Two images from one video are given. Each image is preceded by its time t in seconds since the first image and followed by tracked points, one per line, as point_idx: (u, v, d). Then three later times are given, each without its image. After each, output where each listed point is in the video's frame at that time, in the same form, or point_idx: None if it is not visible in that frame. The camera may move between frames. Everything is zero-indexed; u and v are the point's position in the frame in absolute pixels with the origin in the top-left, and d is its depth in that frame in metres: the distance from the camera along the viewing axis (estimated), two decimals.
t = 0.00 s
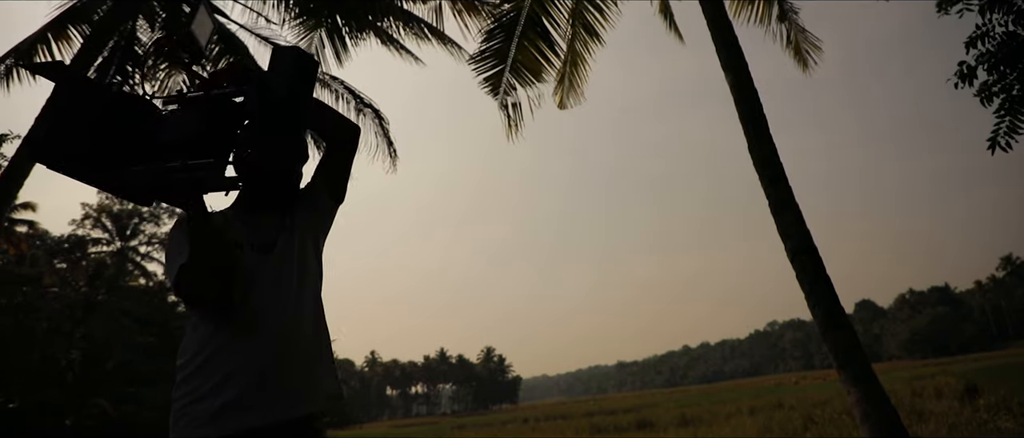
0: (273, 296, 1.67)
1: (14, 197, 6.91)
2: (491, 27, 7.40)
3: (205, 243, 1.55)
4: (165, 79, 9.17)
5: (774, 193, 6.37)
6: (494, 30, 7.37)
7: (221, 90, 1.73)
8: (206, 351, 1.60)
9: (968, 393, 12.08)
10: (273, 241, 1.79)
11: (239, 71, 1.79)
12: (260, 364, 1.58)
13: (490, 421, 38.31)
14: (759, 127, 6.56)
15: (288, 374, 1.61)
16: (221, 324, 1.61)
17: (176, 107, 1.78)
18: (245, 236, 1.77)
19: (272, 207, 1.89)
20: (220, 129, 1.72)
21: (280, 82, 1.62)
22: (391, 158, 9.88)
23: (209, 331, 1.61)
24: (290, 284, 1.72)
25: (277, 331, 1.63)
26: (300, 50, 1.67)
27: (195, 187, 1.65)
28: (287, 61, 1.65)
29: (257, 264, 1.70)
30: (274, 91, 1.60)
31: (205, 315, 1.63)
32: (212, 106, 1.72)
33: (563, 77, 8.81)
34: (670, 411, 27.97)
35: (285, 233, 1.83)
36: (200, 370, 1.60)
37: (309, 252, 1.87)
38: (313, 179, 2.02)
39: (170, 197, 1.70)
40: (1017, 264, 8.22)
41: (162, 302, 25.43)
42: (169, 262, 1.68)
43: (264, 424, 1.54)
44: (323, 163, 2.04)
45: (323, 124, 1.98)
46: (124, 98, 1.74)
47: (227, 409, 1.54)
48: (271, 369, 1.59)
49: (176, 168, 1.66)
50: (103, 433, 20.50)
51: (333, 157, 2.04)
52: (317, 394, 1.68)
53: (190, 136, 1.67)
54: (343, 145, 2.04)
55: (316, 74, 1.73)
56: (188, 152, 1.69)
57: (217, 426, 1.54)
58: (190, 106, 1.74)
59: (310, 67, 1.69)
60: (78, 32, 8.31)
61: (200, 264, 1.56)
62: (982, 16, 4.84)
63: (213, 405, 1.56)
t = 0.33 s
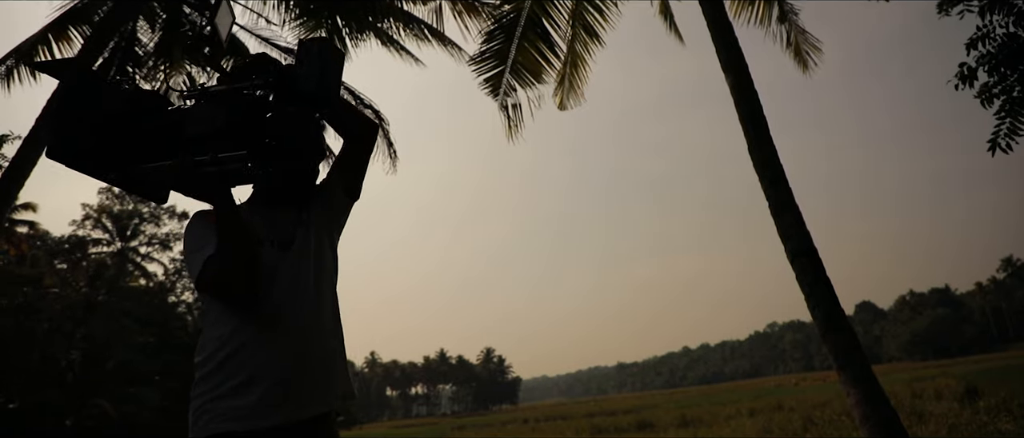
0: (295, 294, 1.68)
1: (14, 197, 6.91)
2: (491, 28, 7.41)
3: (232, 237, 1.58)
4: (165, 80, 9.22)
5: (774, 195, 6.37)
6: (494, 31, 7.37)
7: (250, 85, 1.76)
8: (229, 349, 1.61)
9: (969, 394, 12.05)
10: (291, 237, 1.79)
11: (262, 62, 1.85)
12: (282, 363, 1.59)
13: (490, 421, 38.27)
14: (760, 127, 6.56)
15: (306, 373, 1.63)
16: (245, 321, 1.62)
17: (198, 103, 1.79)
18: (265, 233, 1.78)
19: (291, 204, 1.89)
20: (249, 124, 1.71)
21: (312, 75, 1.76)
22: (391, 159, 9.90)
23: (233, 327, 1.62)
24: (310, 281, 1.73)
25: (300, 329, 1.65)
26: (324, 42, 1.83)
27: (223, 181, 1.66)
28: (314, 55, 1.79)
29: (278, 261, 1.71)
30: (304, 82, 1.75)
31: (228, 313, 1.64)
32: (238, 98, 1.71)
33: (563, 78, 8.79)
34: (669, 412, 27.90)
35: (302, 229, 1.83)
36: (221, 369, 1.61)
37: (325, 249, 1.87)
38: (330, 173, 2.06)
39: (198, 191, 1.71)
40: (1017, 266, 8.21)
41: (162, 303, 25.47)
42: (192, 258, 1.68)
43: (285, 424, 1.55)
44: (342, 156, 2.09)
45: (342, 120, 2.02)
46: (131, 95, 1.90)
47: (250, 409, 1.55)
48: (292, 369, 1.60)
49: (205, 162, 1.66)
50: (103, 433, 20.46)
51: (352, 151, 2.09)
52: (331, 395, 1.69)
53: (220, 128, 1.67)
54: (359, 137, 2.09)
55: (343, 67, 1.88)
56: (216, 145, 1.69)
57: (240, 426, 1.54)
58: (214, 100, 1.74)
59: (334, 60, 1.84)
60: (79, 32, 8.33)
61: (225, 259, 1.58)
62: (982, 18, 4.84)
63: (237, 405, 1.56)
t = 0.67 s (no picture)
0: (321, 290, 1.69)
1: (14, 200, 6.88)
2: (491, 29, 7.40)
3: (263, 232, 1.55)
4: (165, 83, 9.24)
5: (774, 194, 6.37)
6: (495, 31, 7.36)
7: (273, 73, 1.84)
8: (254, 344, 1.60)
9: (971, 395, 12.03)
10: (314, 233, 1.79)
11: (283, 54, 1.86)
12: (308, 360, 1.60)
13: (490, 422, 38.26)
14: (759, 127, 6.56)
15: (329, 371, 1.64)
16: (272, 316, 1.61)
17: (219, 98, 1.89)
18: (290, 227, 1.76)
19: (309, 202, 1.89)
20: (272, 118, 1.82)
21: (333, 62, 1.79)
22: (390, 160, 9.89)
23: (260, 321, 1.61)
24: (332, 279, 1.74)
25: (325, 326, 1.66)
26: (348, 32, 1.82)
27: (247, 175, 1.72)
28: (334, 43, 1.80)
29: (303, 257, 1.71)
30: (327, 71, 1.78)
31: (254, 308, 1.63)
32: (261, 93, 1.81)
33: (563, 79, 8.78)
34: (670, 412, 27.84)
35: (324, 228, 1.83)
36: (245, 364, 1.59)
37: (344, 247, 1.89)
38: (347, 171, 2.09)
39: (226, 185, 1.78)
40: (1018, 265, 8.20)
41: (163, 303, 25.53)
42: (217, 252, 1.68)
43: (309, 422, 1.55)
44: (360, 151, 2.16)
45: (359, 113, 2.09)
46: (152, 92, 2.01)
47: (277, 405, 1.54)
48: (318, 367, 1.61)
49: (230, 156, 1.72)
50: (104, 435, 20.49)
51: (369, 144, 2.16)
52: (349, 393, 1.71)
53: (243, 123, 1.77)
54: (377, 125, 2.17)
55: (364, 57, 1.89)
56: (239, 138, 1.77)
57: (264, 423, 1.52)
58: (236, 94, 1.85)
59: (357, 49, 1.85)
60: (79, 34, 8.33)
61: (258, 253, 1.57)
62: (982, 17, 4.84)
63: (260, 403, 1.54)
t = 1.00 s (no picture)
0: (342, 290, 1.71)
1: (14, 200, 6.85)
2: (491, 29, 7.39)
3: (288, 230, 1.55)
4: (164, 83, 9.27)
5: (774, 195, 6.37)
6: (495, 32, 7.36)
7: (299, 67, 1.73)
8: (276, 345, 1.61)
9: (972, 395, 12.01)
10: (335, 232, 1.81)
11: (304, 49, 1.85)
12: (331, 361, 1.61)
13: (490, 423, 38.31)
14: (760, 128, 6.55)
15: (352, 373, 1.65)
16: (294, 318, 1.63)
17: (242, 93, 1.83)
18: (311, 226, 1.78)
19: (331, 199, 1.92)
20: (294, 116, 1.74)
21: (357, 57, 1.86)
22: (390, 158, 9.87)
23: (283, 320, 1.63)
24: (354, 279, 1.75)
25: (347, 327, 1.68)
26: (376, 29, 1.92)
27: (272, 172, 1.65)
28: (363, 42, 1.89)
29: (326, 258, 1.73)
30: (351, 65, 1.82)
31: (276, 310, 1.65)
32: (286, 88, 1.74)
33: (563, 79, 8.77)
34: (671, 413, 27.79)
35: (346, 227, 1.85)
36: (267, 365, 1.61)
37: (365, 246, 1.90)
38: (370, 170, 2.08)
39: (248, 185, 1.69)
40: (1019, 266, 8.18)
41: (163, 303, 25.56)
42: (237, 250, 1.69)
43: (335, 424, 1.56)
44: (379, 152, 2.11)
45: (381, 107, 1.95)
46: (174, 91, 1.96)
47: (304, 407, 1.55)
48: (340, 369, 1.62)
49: (254, 153, 1.64)
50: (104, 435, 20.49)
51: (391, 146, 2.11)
52: (372, 394, 1.72)
53: (267, 118, 1.72)
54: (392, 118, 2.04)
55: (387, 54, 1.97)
56: (263, 135, 1.72)
57: (289, 426, 1.54)
58: (259, 90, 1.77)
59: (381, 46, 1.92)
60: (79, 34, 8.31)
61: (283, 251, 1.57)
62: (983, 18, 4.83)
63: (283, 407, 1.56)
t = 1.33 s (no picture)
0: (373, 286, 1.69)
1: (14, 200, 6.85)
2: (491, 30, 7.38)
3: (313, 226, 1.56)
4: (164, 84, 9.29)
5: (774, 196, 6.36)
6: (495, 33, 7.34)
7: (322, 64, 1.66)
8: (307, 343, 1.61)
9: (973, 396, 11.99)
10: (362, 228, 1.80)
11: (323, 49, 1.78)
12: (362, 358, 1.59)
13: (491, 423, 38.29)
14: (760, 130, 6.54)
15: (387, 373, 1.62)
16: (324, 315, 1.62)
17: (264, 91, 1.78)
18: (337, 224, 1.77)
19: (360, 197, 1.88)
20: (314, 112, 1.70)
21: (383, 51, 1.70)
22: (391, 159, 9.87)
23: (310, 319, 1.63)
24: (385, 275, 1.73)
25: (380, 324, 1.65)
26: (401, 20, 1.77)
27: (297, 170, 1.63)
28: (388, 30, 1.74)
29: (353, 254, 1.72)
30: (377, 59, 1.69)
31: (306, 309, 1.65)
32: (309, 85, 1.69)
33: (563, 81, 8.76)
34: (672, 413, 27.75)
35: (374, 221, 1.83)
36: (296, 364, 1.61)
37: (395, 242, 1.87)
38: (399, 164, 2.06)
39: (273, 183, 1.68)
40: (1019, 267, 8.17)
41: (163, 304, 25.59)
42: (263, 249, 1.69)
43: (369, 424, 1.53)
44: (409, 147, 2.09)
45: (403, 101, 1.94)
46: (199, 87, 1.95)
47: (334, 406, 1.54)
48: (374, 366, 1.59)
49: (280, 150, 1.62)
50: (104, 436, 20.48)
51: (421, 142, 2.10)
52: (409, 391, 1.69)
53: (291, 115, 1.68)
54: (427, 120, 2.09)
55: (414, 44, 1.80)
56: (287, 131, 1.70)
57: (320, 426, 1.53)
58: (283, 86, 1.72)
59: (407, 41, 1.76)
60: (80, 35, 8.32)
61: (308, 248, 1.57)
62: (983, 19, 4.82)
63: (314, 407, 1.55)
